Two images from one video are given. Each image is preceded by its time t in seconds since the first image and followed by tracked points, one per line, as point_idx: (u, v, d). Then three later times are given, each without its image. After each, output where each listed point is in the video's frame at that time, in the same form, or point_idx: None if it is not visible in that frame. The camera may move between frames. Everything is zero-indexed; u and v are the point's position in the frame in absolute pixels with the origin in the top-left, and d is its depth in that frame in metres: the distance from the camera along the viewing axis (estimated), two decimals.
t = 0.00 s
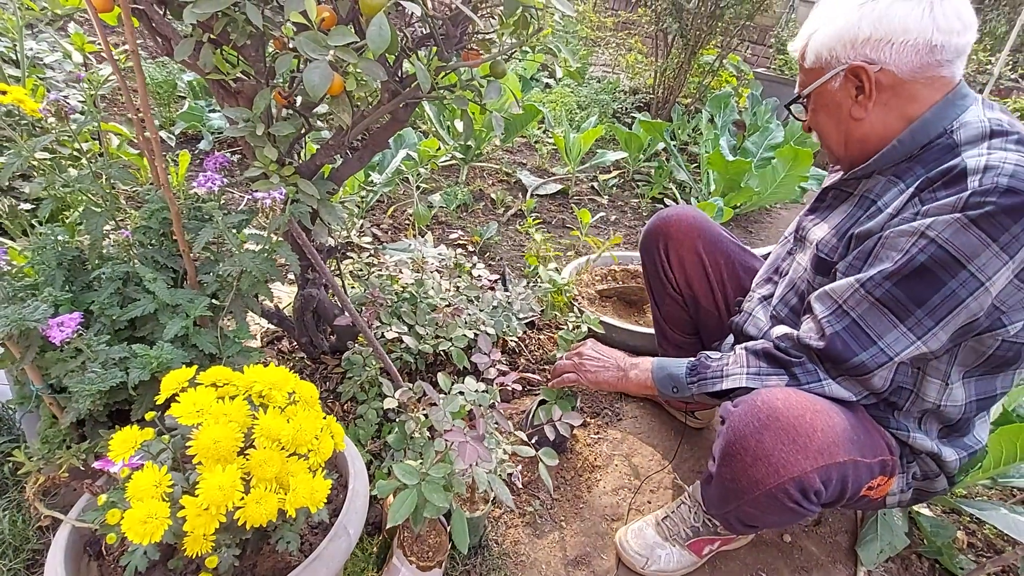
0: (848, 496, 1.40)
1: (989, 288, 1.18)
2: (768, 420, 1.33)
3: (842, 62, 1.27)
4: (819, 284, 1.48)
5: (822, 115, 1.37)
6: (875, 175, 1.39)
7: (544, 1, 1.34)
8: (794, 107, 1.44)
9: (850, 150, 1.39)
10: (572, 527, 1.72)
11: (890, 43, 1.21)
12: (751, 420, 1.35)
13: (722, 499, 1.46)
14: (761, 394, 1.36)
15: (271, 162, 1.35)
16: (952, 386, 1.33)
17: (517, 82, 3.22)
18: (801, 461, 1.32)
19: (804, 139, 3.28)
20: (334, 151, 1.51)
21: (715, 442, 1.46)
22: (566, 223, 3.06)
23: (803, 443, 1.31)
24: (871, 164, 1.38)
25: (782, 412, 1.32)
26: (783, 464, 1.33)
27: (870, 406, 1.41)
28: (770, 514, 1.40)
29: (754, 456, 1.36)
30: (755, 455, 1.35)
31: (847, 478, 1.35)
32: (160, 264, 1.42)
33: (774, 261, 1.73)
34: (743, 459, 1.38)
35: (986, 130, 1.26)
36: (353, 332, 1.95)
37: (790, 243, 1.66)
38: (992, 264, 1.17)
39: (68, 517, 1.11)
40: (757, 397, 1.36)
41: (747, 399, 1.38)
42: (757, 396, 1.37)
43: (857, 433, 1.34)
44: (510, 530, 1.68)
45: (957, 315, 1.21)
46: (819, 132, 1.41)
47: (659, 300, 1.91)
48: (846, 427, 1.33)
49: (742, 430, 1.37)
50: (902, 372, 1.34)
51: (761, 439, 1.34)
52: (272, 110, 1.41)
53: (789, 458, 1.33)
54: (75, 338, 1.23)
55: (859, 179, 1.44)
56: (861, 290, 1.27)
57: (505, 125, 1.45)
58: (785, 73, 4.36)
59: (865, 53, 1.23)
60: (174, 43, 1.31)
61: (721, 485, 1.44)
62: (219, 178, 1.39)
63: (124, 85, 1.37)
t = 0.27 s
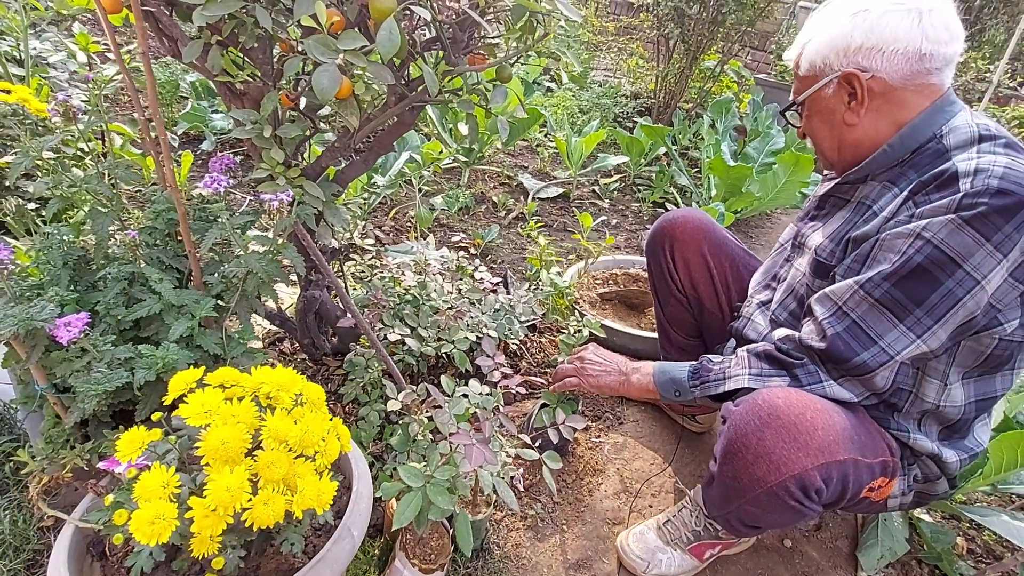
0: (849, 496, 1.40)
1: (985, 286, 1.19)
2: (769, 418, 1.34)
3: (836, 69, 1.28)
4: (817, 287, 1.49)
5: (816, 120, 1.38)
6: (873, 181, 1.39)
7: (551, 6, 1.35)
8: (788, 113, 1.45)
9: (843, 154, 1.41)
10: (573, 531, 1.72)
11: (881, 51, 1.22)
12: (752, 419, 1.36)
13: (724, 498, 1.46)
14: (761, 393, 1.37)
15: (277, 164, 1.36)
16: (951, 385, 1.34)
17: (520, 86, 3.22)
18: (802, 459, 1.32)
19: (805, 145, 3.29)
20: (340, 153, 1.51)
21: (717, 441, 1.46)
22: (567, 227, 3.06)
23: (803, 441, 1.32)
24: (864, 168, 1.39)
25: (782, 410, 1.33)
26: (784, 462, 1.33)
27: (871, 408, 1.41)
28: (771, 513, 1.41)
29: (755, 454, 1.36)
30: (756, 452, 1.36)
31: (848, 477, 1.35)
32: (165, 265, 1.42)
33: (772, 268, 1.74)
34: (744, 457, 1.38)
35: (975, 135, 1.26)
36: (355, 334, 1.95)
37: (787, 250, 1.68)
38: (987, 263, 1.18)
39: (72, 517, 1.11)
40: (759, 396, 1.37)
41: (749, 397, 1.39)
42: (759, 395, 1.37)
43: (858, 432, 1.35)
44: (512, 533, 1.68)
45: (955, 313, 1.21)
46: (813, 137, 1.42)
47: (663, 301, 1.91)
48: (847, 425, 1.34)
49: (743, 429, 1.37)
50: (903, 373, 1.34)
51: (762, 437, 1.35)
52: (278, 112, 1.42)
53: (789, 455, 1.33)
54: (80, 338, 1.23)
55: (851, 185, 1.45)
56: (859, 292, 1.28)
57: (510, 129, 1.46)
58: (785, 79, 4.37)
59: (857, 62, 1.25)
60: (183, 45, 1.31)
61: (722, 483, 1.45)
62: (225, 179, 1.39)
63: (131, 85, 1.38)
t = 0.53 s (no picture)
0: (846, 500, 1.40)
1: (980, 287, 1.19)
2: (764, 422, 1.34)
3: (831, 74, 1.28)
4: (815, 290, 1.48)
5: (812, 125, 1.38)
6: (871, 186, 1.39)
7: (552, 10, 1.36)
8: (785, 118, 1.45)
9: (840, 159, 1.41)
10: (572, 534, 1.72)
11: (877, 57, 1.22)
12: (748, 423, 1.36)
13: (721, 503, 1.46)
14: (758, 397, 1.36)
15: (279, 166, 1.36)
16: (947, 388, 1.34)
17: (521, 89, 3.23)
18: (797, 463, 1.32)
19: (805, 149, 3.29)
20: (341, 156, 1.51)
21: (713, 446, 1.46)
22: (567, 230, 3.06)
23: (799, 445, 1.32)
24: (859, 171, 1.40)
25: (777, 414, 1.33)
26: (779, 466, 1.33)
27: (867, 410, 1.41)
28: (768, 518, 1.41)
29: (750, 458, 1.36)
30: (752, 457, 1.36)
31: (844, 480, 1.35)
32: (166, 266, 1.42)
33: (768, 272, 1.74)
34: (740, 462, 1.38)
35: (969, 139, 1.27)
36: (355, 336, 1.95)
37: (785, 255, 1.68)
38: (982, 264, 1.18)
39: (71, 519, 1.10)
40: (754, 400, 1.37)
41: (744, 402, 1.38)
42: (754, 400, 1.37)
43: (853, 436, 1.35)
44: (511, 537, 1.68)
45: (951, 314, 1.21)
46: (809, 141, 1.42)
47: (664, 303, 1.91)
48: (842, 429, 1.34)
49: (739, 433, 1.37)
50: (900, 374, 1.34)
51: (757, 441, 1.35)
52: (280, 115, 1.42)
53: (785, 460, 1.33)
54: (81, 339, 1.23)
55: (847, 189, 1.45)
56: (856, 293, 1.28)
57: (510, 132, 1.47)
58: (786, 84, 4.38)
59: (853, 67, 1.25)
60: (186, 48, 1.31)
61: (719, 488, 1.45)
62: (227, 181, 1.39)
63: (134, 87, 1.38)
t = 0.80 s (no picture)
0: (849, 506, 1.40)
1: (981, 300, 1.19)
2: (767, 429, 1.34)
3: (835, 79, 1.29)
4: (815, 297, 1.48)
5: (815, 130, 1.38)
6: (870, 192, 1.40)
7: (554, 14, 1.36)
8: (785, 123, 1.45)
9: (843, 165, 1.41)
10: (571, 537, 1.72)
11: (882, 62, 1.23)
12: (751, 429, 1.36)
13: (723, 509, 1.46)
14: (761, 403, 1.37)
15: (279, 168, 1.36)
16: (948, 397, 1.34)
17: (521, 91, 3.24)
18: (801, 470, 1.32)
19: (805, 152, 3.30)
20: (342, 158, 1.52)
21: (715, 452, 1.46)
22: (567, 232, 3.07)
23: (802, 453, 1.32)
24: (861, 178, 1.40)
25: (781, 421, 1.33)
26: (783, 474, 1.33)
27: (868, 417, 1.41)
28: (771, 524, 1.41)
29: (753, 465, 1.36)
30: (755, 464, 1.36)
31: (847, 487, 1.35)
32: (166, 268, 1.42)
33: (767, 277, 1.75)
34: (743, 469, 1.38)
35: (972, 147, 1.27)
36: (355, 338, 1.95)
37: (785, 261, 1.68)
38: (984, 276, 1.18)
39: (70, 521, 1.10)
40: (757, 407, 1.37)
41: (747, 408, 1.39)
42: (758, 405, 1.37)
43: (856, 443, 1.35)
44: (511, 540, 1.68)
45: (952, 326, 1.22)
46: (812, 147, 1.42)
47: (663, 309, 1.91)
48: (845, 437, 1.34)
49: (742, 440, 1.37)
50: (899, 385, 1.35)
51: (760, 448, 1.35)
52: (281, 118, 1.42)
53: (788, 467, 1.33)
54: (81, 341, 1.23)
55: (848, 196, 1.45)
56: (856, 302, 1.28)
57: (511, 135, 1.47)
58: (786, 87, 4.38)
59: (857, 72, 1.25)
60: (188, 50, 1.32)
61: (722, 494, 1.44)
62: (228, 183, 1.39)
63: (135, 89, 1.38)
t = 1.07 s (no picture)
0: (849, 509, 1.40)
1: (986, 312, 1.20)
2: (769, 431, 1.34)
3: (849, 82, 1.27)
4: (817, 303, 1.49)
5: (823, 133, 1.37)
6: (874, 197, 1.40)
7: (554, 15, 1.36)
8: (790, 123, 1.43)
9: (850, 169, 1.41)
10: (571, 539, 1.72)
11: (898, 66, 1.21)
12: (752, 431, 1.36)
13: (723, 511, 1.46)
14: (762, 405, 1.37)
15: (280, 168, 1.36)
16: (950, 405, 1.34)
17: (521, 93, 3.24)
18: (801, 472, 1.32)
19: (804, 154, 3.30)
20: (342, 158, 1.52)
21: (716, 453, 1.46)
22: (567, 233, 3.07)
23: (803, 455, 1.32)
24: (867, 181, 1.40)
25: (782, 423, 1.33)
26: (783, 476, 1.33)
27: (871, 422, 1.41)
28: (771, 526, 1.41)
29: (754, 467, 1.36)
30: (756, 466, 1.36)
31: (847, 490, 1.35)
32: (166, 268, 1.42)
33: (767, 280, 1.75)
34: (743, 470, 1.38)
35: (981, 153, 1.28)
36: (354, 339, 1.95)
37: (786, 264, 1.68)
38: (989, 288, 1.18)
39: (69, 521, 1.10)
40: (758, 408, 1.37)
41: (748, 410, 1.39)
42: (759, 407, 1.37)
43: (857, 445, 1.35)
44: (510, 541, 1.67)
45: (955, 337, 1.22)
46: (819, 149, 1.41)
47: (663, 310, 1.90)
48: (845, 439, 1.34)
49: (743, 441, 1.37)
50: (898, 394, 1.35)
51: (761, 450, 1.35)
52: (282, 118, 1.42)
53: (788, 469, 1.33)
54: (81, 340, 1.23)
55: (853, 199, 1.46)
56: (859, 309, 1.28)
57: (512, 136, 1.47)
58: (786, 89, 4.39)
59: (873, 75, 1.24)
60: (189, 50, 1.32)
61: (722, 496, 1.45)
62: (228, 183, 1.39)
63: (136, 89, 1.38)
